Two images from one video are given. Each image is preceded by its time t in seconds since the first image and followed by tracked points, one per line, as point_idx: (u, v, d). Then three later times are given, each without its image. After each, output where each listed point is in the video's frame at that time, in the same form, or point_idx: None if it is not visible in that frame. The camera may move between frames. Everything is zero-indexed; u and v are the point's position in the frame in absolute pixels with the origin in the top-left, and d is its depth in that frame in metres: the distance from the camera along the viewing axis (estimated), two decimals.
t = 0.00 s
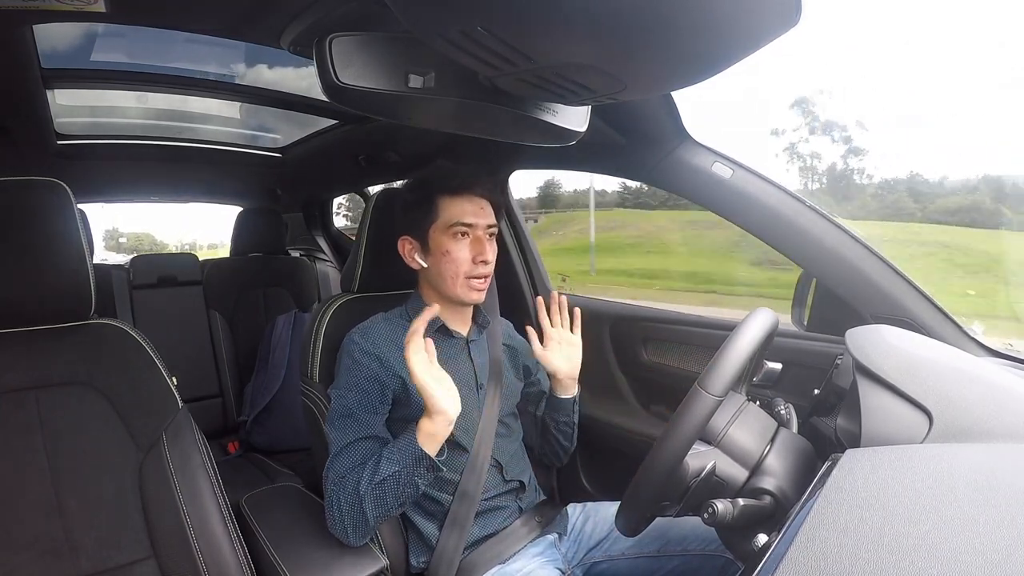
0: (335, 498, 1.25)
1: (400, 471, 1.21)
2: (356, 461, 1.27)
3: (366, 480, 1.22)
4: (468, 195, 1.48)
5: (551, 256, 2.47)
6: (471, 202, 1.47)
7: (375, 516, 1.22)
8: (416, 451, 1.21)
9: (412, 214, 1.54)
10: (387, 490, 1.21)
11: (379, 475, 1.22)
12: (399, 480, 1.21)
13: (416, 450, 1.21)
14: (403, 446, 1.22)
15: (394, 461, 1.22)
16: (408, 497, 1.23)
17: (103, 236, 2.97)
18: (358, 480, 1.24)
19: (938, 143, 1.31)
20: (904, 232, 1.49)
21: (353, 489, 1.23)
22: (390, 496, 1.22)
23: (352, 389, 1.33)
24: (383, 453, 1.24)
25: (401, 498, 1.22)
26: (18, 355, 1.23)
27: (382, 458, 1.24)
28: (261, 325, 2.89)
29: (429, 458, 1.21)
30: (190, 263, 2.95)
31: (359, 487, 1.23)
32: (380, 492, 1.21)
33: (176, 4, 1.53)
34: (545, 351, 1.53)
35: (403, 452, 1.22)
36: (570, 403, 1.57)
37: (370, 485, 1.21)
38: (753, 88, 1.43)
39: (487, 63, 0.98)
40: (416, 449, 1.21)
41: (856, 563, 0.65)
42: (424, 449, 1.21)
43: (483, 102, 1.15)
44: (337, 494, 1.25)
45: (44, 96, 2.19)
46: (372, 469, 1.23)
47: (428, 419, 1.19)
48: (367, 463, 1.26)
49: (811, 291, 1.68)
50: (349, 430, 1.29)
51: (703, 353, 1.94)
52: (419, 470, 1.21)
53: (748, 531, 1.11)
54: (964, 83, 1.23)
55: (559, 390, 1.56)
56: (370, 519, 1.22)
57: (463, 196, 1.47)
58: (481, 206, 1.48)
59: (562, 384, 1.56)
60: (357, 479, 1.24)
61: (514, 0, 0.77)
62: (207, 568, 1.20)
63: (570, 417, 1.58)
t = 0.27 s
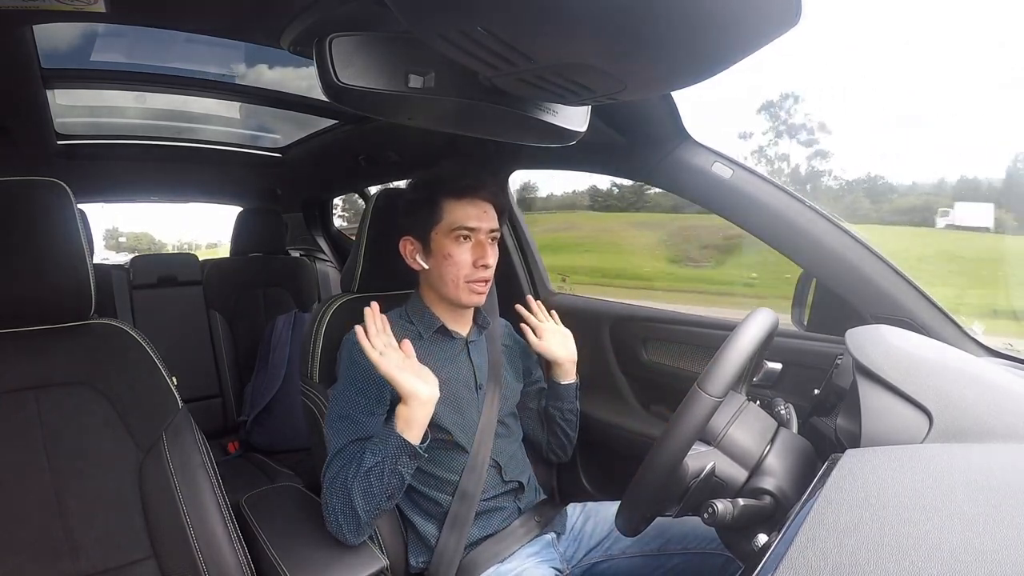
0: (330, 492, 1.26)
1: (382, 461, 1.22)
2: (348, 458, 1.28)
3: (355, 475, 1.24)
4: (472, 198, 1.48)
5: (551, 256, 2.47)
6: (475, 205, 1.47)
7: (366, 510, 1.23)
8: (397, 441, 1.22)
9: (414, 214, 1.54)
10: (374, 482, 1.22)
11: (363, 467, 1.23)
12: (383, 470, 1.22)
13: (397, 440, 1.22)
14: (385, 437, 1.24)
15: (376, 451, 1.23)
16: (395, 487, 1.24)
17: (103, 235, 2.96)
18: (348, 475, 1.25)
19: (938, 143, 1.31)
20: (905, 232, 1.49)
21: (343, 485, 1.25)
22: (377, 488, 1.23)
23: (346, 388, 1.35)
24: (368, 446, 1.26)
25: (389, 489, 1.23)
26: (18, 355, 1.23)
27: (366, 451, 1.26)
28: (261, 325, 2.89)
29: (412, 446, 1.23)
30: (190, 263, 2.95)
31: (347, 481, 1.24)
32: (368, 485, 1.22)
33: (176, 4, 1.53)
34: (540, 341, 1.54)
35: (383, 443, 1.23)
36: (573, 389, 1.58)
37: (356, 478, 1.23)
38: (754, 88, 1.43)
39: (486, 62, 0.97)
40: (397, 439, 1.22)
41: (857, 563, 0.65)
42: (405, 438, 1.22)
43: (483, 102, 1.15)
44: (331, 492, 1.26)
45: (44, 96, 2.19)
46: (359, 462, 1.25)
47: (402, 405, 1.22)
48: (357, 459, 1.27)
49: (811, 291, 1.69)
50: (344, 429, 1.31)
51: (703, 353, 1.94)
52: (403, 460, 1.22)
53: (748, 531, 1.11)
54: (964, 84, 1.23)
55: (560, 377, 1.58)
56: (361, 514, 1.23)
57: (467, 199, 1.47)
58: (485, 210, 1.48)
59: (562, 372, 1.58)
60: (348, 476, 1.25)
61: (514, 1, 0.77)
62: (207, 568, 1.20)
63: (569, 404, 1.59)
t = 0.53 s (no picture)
0: (330, 492, 1.26)
1: (382, 461, 1.22)
2: (349, 459, 1.28)
3: (355, 475, 1.24)
4: (478, 200, 1.48)
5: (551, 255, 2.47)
6: (481, 208, 1.47)
7: (366, 511, 1.23)
8: (398, 442, 1.22)
9: (416, 214, 1.54)
10: (375, 483, 1.22)
11: (364, 468, 1.23)
12: (383, 470, 1.22)
13: (397, 441, 1.22)
14: (386, 437, 1.24)
15: (376, 452, 1.23)
16: (395, 488, 1.24)
17: (103, 233, 2.96)
18: (348, 476, 1.25)
19: (937, 143, 1.31)
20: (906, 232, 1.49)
21: (344, 485, 1.25)
22: (377, 489, 1.23)
23: (347, 387, 1.35)
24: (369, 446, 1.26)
25: (389, 489, 1.23)
26: (18, 355, 1.23)
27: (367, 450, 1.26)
28: (261, 325, 2.89)
29: (411, 447, 1.23)
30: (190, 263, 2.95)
31: (348, 481, 1.24)
32: (368, 485, 1.23)
33: (176, 4, 1.53)
34: (541, 340, 1.54)
35: (384, 444, 1.23)
36: (573, 388, 1.59)
37: (356, 479, 1.23)
38: (754, 89, 1.43)
39: (487, 62, 0.97)
40: (397, 440, 1.22)
41: (857, 563, 0.65)
42: (405, 439, 1.22)
43: (483, 102, 1.15)
44: (331, 492, 1.26)
45: (44, 96, 2.19)
46: (360, 462, 1.25)
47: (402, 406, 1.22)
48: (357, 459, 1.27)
49: (811, 291, 1.69)
50: (345, 429, 1.31)
51: (703, 353, 1.94)
52: (403, 461, 1.22)
53: (748, 531, 1.11)
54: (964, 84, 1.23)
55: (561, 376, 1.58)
56: (361, 514, 1.23)
57: (472, 201, 1.47)
58: (490, 212, 1.48)
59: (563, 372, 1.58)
60: (348, 476, 1.25)
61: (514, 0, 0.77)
62: (207, 568, 1.20)
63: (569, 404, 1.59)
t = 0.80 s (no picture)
0: (332, 493, 1.26)
1: (385, 462, 1.22)
2: (350, 459, 1.28)
3: (356, 476, 1.24)
4: (479, 198, 1.48)
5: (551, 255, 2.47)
6: (482, 206, 1.47)
7: (367, 511, 1.23)
8: (400, 443, 1.22)
9: (417, 213, 1.54)
10: (376, 481, 1.22)
11: (366, 469, 1.23)
12: (385, 471, 1.22)
13: (400, 442, 1.22)
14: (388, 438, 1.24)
15: (378, 453, 1.23)
16: (397, 489, 1.24)
17: (103, 233, 2.96)
18: (350, 476, 1.25)
19: (937, 144, 1.31)
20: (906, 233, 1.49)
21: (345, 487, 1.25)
22: (379, 490, 1.23)
23: (349, 387, 1.35)
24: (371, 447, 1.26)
25: (391, 490, 1.23)
26: (19, 355, 1.23)
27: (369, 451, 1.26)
28: (261, 325, 2.89)
29: (413, 448, 1.22)
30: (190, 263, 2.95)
31: (349, 483, 1.24)
32: (370, 486, 1.23)
33: (176, 4, 1.53)
34: (541, 340, 1.54)
35: (386, 445, 1.23)
36: (573, 388, 1.59)
37: (358, 480, 1.23)
38: (753, 89, 1.43)
39: (487, 62, 0.97)
40: (399, 440, 1.22)
41: (857, 563, 0.65)
42: (407, 439, 1.22)
43: (483, 102, 1.15)
44: (332, 493, 1.26)
45: (44, 97, 2.19)
46: (361, 463, 1.25)
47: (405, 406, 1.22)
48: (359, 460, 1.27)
49: (811, 291, 1.68)
50: (346, 429, 1.31)
51: (702, 353, 1.94)
52: (404, 461, 1.22)
53: (748, 531, 1.11)
54: (965, 84, 1.23)
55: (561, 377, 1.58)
56: (362, 514, 1.23)
57: (474, 200, 1.47)
58: (491, 210, 1.48)
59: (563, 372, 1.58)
60: (350, 477, 1.25)
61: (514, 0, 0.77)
62: (207, 568, 1.20)
63: (569, 402, 1.59)
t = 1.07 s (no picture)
0: (333, 495, 1.26)
1: (388, 465, 1.22)
2: (352, 462, 1.28)
3: (359, 479, 1.24)
4: (464, 197, 1.47)
5: (551, 256, 2.47)
6: (467, 204, 1.47)
7: (368, 514, 1.23)
8: (403, 446, 1.22)
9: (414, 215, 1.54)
10: (377, 485, 1.22)
11: (368, 472, 1.23)
12: (388, 474, 1.22)
13: (402, 445, 1.22)
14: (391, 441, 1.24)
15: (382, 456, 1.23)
16: (399, 492, 1.24)
17: (103, 231, 2.96)
18: (352, 479, 1.25)
19: (936, 144, 1.31)
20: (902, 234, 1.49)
21: (347, 489, 1.24)
22: (381, 492, 1.23)
23: (351, 389, 1.34)
24: (373, 450, 1.26)
25: (393, 493, 1.23)
26: (19, 355, 1.23)
27: (372, 454, 1.26)
28: (261, 324, 2.89)
29: (416, 451, 1.23)
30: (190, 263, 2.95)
31: (352, 484, 1.24)
32: (372, 488, 1.23)
33: (176, 4, 1.53)
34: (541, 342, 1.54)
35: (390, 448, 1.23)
36: (573, 394, 1.59)
37: (361, 482, 1.23)
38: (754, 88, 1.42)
39: (487, 62, 0.97)
40: (402, 444, 1.22)
41: (856, 563, 0.65)
42: (410, 442, 1.22)
43: (483, 102, 1.15)
44: (333, 496, 1.26)
45: (44, 96, 2.19)
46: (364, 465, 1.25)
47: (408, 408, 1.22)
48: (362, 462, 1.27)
49: (811, 291, 1.68)
50: (347, 431, 1.30)
51: (702, 353, 1.94)
52: (405, 464, 1.22)
53: (748, 531, 1.11)
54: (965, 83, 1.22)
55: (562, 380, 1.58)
56: (364, 517, 1.23)
57: (458, 198, 1.47)
58: (475, 208, 1.47)
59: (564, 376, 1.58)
60: (352, 479, 1.25)
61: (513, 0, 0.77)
62: (207, 568, 1.20)
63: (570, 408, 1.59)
